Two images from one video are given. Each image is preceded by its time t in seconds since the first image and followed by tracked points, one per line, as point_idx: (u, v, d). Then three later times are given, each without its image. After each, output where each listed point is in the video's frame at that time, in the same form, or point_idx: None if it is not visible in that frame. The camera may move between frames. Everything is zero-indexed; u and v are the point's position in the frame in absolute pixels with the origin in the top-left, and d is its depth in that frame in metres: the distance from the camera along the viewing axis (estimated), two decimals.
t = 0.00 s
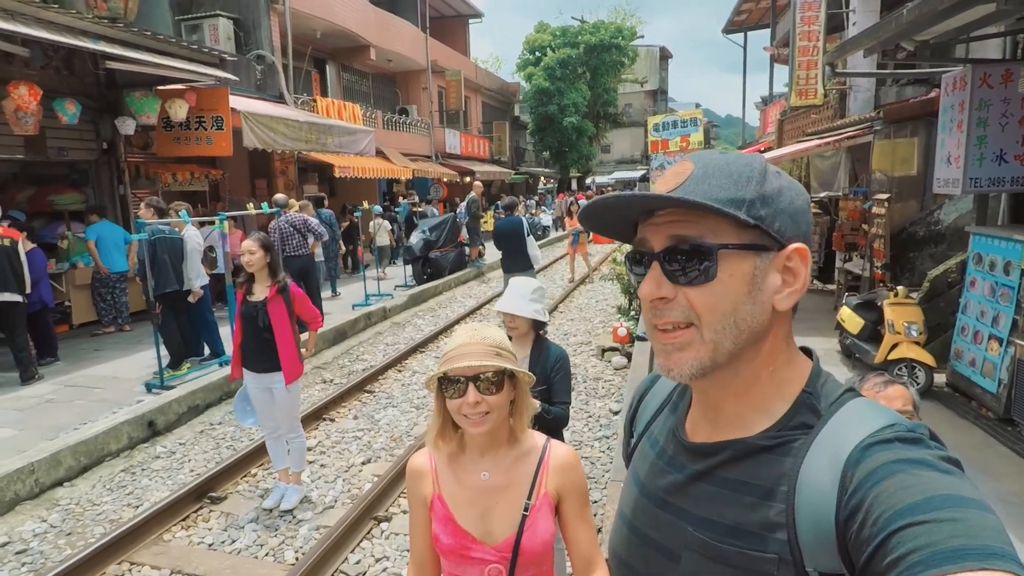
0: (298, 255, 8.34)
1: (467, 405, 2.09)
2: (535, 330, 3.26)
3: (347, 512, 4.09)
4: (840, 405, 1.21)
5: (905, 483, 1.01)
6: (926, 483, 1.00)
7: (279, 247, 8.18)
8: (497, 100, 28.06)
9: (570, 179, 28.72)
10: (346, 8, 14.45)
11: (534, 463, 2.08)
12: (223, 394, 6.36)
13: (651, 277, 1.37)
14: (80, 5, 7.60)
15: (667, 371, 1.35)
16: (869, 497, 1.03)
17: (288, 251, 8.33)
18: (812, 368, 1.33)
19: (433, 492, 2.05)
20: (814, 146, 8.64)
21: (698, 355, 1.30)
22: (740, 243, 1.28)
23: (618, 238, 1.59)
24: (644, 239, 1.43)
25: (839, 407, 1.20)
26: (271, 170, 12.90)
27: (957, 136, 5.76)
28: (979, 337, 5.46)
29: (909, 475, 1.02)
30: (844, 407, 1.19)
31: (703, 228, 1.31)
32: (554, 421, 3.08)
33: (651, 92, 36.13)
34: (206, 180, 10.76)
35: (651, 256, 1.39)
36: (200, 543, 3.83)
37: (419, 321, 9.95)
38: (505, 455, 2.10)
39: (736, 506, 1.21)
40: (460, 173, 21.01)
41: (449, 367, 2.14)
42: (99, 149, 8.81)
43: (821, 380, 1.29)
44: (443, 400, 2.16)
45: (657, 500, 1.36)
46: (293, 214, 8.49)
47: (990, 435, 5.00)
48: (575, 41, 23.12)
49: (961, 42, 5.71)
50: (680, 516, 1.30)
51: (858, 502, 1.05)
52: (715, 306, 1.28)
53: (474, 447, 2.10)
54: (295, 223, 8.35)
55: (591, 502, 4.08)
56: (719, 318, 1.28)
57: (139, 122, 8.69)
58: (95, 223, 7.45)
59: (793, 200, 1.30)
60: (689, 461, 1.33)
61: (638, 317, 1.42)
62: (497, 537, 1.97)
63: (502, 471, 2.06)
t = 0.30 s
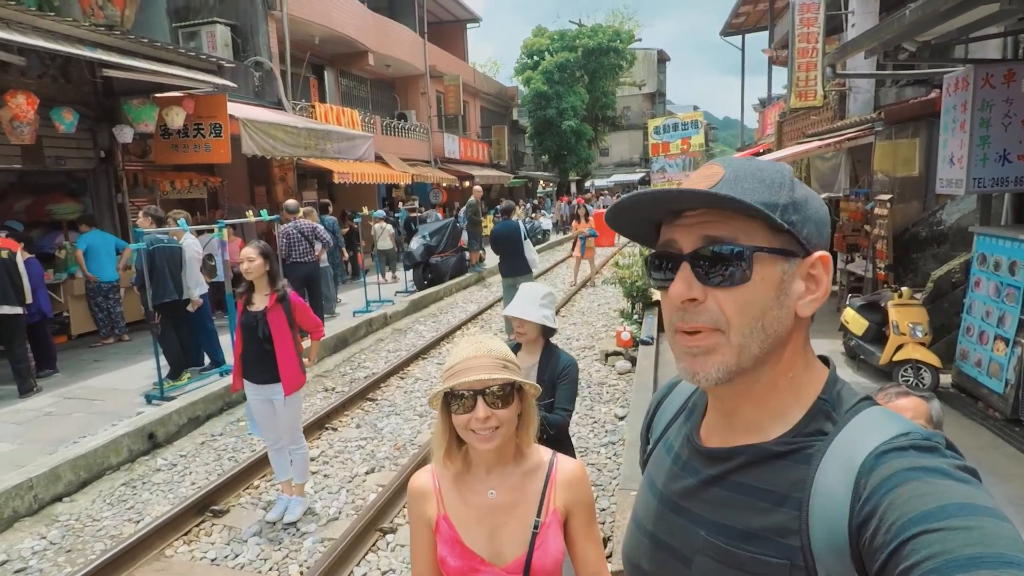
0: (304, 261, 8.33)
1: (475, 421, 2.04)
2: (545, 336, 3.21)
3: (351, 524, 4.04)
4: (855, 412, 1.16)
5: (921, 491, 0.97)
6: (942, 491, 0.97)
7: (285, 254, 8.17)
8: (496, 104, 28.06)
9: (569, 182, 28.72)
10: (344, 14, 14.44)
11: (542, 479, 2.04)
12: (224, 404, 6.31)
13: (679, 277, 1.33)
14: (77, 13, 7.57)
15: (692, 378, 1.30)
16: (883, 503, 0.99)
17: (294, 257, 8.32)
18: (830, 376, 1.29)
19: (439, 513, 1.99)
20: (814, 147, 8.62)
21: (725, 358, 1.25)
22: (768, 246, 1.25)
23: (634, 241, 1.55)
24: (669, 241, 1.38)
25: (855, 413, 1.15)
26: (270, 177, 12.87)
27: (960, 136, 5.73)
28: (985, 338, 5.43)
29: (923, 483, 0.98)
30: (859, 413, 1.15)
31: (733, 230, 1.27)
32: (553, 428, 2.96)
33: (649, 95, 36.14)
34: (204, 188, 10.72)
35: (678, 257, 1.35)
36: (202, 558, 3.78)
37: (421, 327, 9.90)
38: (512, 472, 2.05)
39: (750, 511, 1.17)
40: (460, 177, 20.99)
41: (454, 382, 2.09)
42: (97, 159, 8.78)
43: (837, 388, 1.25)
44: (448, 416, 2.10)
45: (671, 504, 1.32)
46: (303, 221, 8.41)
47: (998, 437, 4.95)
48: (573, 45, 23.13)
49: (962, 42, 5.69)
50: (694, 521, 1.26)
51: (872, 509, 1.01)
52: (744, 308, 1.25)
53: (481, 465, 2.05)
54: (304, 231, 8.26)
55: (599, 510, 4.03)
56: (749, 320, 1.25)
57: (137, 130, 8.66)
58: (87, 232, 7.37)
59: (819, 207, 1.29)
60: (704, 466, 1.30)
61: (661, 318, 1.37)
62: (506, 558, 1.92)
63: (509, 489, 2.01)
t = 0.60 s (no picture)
0: (299, 262, 8.27)
1: (473, 442, 1.97)
2: (545, 343, 3.16)
3: (343, 533, 3.95)
4: (851, 424, 1.13)
5: (916, 503, 0.94)
6: (938, 504, 0.93)
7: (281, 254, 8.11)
8: (490, 105, 27.99)
9: (562, 184, 28.68)
10: (337, 13, 14.33)
11: (543, 500, 1.98)
12: (213, 408, 6.21)
13: (708, 282, 1.27)
14: (65, 10, 7.46)
15: (707, 384, 1.24)
16: (879, 517, 0.96)
17: (289, 258, 8.25)
18: (826, 390, 1.25)
19: (435, 536, 1.93)
20: (810, 151, 8.60)
21: (750, 368, 1.20)
22: (800, 262, 1.24)
23: (641, 239, 1.48)
24: (694, 245, 1.33)
25: (851, 426, 1.12)
26: (262, 176, 12.76)
27: (956, 142, 5.72)
28: (980, 345, 5.41)
29: (919, 495, 0.95)
30: (855, 426, 1.12)
31: (769, 240, 1.25)
32: (547, 433, 2.84)
33: (643, 97, 36.20)
34: (195, 188, 10.60)
35: (705, 262, 1.30)
36: (190, 568, 3.69)
37: (414, 330, 9.81)
38: (513, 492, 1.98)
39: (746, 527, 1.13)
40: (453, 178, 20.90)
41: (452, 400, 2.02)
42: (86, 157, 8.65)
43: (834, 400, 1.21)
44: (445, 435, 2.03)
45: (666, 520, 1.27)
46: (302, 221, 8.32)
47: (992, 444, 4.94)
48: (568, 46, 23.09)
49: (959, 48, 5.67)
50: (690, 535, 1.21)
51: (868, 522, 0.97)
52: (773, 320, 1.21)
53: (479, 485, 1.98)
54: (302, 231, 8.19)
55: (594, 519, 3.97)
56: (776, 332, 1.22)
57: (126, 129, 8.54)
58: (66, 232, 7.30)
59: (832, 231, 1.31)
60: (699, 480, 1.25)
61: (679, 324, 1.30)
62: None
63: (508, 510, 1.95)
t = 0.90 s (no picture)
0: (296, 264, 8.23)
1: (476, 453, 1.92)
2: (547, 345, 3.12)
3: (341, 539, 3.90)
4: (843, 424, 1.10)
5: (908, 503, 0.91)
6: (931, 503, 0.91)
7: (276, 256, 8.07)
8: (488, 106, 27.95)
9: (560, 185, 28.63)
10: (335, 14, 14.27)
11: (548, 510, 1.94)
12: (210, 411, 6.16)
13: (706, 291, 1.23)
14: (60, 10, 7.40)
15: (711, 392, 1.19)
16: (873, 518, 0.94)
17: (286, 259, 8.22)
18: (815, 390, 1.22)
19: (438, 547, 1.89)
20: (809, 152, 8.59)
21: (753, 374, 1.16)
22: (793, 266, 1.21)
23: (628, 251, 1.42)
24: (688, 255, 1.29)
25: (843, 426, 1.09)
26: (259, 178, 12.71)
27: (957, 143, 5.70)
28: (982, 345, 5.39)
29: (911, 494, 0.92)
30: (847, 426, 1.09)
31: (762, 246, 1.22)
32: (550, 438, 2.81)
33: (640, 99, 36.20)
34: (191, 189, 10.55)
35: (700, 271, 1.25)
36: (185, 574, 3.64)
37: (412, 332, 9.76)
38: (518, 504, 1.94)
39: (742, 531, 1.10)
40: (451, 179, 20.86)
41: (454, 410, 1.97)
42: (81, 158, 8.59)
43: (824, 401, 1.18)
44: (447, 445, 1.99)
45: (663, 526, 1.23)
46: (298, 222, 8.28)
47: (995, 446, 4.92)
48: (565, 48, 23.07)
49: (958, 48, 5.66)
50: (686, 542, 1.18)
51: (862, 523, 0.95)
52: (772, 325, 1.18)
53: (482, 496, 1.94)
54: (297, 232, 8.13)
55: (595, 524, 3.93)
56: (776, 337, 1.18)
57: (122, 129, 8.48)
58: (58, 234, 7.18)
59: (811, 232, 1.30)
60: (694, 485, 1.21)
61: (677, 335, 1.25)
62: None
63: (513, 521, 1.91)
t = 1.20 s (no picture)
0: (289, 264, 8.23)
1: (485, 450, 1.93)
2: (549, 346, 3.13)
3: (339, 539, 3.89)
4: (836, 425, 1.10)
5: (904, 502, 0.92)
6: (926, 502, 0.91)
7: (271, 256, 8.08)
8: (487, 110, 28.01)
9: (558, 189, 28.68)
10: (336, 15, 14.29)
11: (557, 506, 1.94)
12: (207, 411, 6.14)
13: (699, 292, 1.23)
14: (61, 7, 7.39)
15: (707, 391, 1.19)
16: (870, 518, 0.94)
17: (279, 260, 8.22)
18: (807, 389, 1.23)
19: (447, 541, 1.90)
20: (807, 159, 8.63)
21: (749, 373, 1.16)
22: (784, 264, 1.23)
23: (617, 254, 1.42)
24: (680, 256, 1.29)
25: (836, 427, 1.10)
26: (258, 178, 12.71)
27: (954, 151, 5.74)
28: (978, 353, 5.42)
29: (906, 493, 0.93)
30: (841, 426, 1.10)
31: (753, 247, 1.24)
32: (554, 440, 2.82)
33: (638, 104, 36.34)
34: (190, 188, 10.54)
35: (693, 272, 1.25)
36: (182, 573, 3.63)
37: (409, 333, 9.75)
38: (527, 498, 1.95)
39: (739, 535, 1.10)
40: (449, 182, 20.89)
41: (464, 408, 1.98)
42: (80, 155, 8.58)
43: (816, 400, 1.19)
44: (457, 441, 2.00)
45: (662, 530, 1.24)
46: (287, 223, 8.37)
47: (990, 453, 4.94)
48: (564, 52, 23.15)
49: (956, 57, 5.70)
50: (684, 546, 1.18)
51: (859, 524, 0.95)
52: (764, 324, 1.19)
53: (491, 491, 1.95)
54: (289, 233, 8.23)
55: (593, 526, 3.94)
56: (769, 336, 1.19)
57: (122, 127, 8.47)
58: (52, 233, 7.17)
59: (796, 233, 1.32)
60: (691, 489, 1.22)
61: (671, 337, 1.25)
62: None
63: (523, 516, 1.92)
